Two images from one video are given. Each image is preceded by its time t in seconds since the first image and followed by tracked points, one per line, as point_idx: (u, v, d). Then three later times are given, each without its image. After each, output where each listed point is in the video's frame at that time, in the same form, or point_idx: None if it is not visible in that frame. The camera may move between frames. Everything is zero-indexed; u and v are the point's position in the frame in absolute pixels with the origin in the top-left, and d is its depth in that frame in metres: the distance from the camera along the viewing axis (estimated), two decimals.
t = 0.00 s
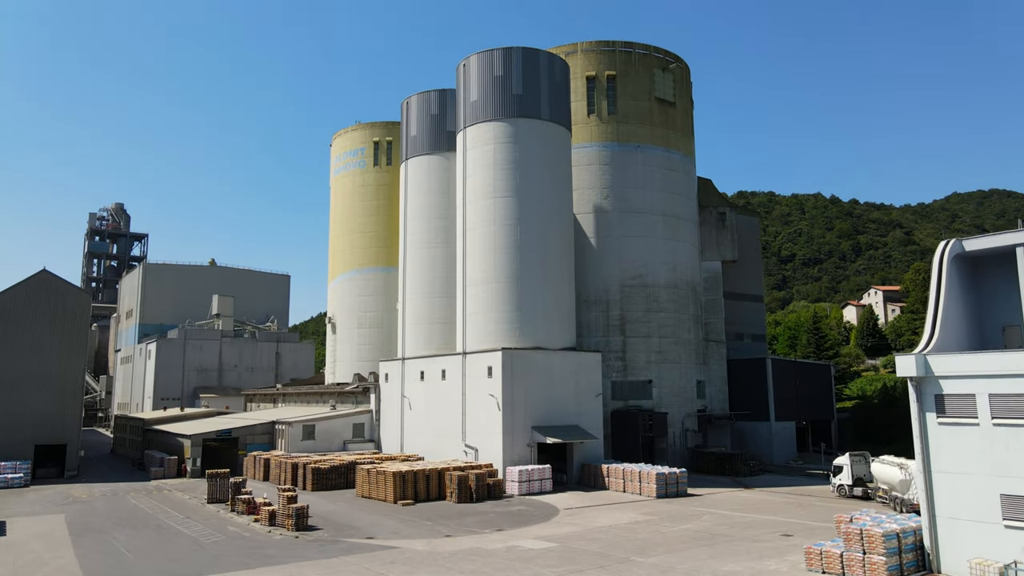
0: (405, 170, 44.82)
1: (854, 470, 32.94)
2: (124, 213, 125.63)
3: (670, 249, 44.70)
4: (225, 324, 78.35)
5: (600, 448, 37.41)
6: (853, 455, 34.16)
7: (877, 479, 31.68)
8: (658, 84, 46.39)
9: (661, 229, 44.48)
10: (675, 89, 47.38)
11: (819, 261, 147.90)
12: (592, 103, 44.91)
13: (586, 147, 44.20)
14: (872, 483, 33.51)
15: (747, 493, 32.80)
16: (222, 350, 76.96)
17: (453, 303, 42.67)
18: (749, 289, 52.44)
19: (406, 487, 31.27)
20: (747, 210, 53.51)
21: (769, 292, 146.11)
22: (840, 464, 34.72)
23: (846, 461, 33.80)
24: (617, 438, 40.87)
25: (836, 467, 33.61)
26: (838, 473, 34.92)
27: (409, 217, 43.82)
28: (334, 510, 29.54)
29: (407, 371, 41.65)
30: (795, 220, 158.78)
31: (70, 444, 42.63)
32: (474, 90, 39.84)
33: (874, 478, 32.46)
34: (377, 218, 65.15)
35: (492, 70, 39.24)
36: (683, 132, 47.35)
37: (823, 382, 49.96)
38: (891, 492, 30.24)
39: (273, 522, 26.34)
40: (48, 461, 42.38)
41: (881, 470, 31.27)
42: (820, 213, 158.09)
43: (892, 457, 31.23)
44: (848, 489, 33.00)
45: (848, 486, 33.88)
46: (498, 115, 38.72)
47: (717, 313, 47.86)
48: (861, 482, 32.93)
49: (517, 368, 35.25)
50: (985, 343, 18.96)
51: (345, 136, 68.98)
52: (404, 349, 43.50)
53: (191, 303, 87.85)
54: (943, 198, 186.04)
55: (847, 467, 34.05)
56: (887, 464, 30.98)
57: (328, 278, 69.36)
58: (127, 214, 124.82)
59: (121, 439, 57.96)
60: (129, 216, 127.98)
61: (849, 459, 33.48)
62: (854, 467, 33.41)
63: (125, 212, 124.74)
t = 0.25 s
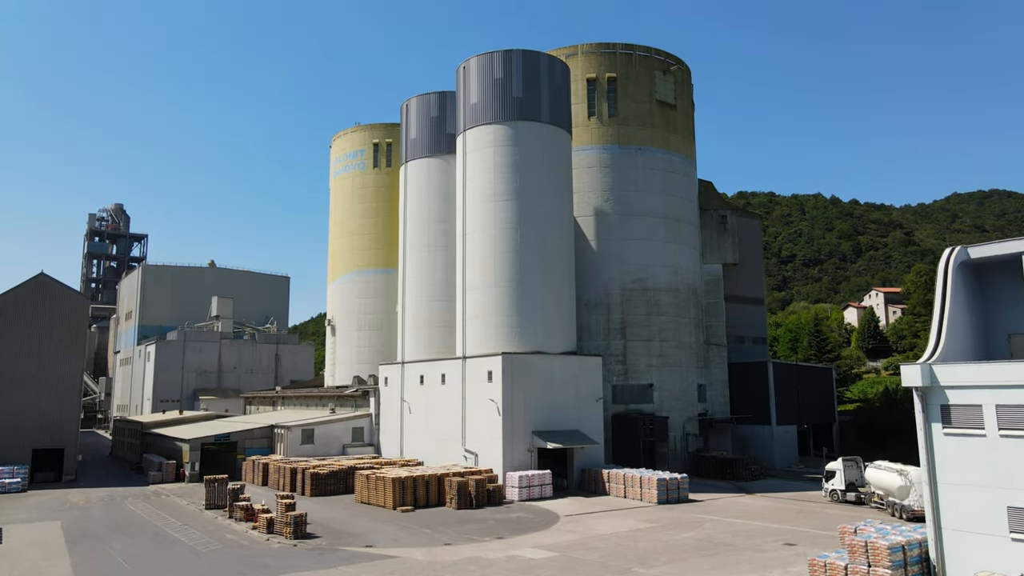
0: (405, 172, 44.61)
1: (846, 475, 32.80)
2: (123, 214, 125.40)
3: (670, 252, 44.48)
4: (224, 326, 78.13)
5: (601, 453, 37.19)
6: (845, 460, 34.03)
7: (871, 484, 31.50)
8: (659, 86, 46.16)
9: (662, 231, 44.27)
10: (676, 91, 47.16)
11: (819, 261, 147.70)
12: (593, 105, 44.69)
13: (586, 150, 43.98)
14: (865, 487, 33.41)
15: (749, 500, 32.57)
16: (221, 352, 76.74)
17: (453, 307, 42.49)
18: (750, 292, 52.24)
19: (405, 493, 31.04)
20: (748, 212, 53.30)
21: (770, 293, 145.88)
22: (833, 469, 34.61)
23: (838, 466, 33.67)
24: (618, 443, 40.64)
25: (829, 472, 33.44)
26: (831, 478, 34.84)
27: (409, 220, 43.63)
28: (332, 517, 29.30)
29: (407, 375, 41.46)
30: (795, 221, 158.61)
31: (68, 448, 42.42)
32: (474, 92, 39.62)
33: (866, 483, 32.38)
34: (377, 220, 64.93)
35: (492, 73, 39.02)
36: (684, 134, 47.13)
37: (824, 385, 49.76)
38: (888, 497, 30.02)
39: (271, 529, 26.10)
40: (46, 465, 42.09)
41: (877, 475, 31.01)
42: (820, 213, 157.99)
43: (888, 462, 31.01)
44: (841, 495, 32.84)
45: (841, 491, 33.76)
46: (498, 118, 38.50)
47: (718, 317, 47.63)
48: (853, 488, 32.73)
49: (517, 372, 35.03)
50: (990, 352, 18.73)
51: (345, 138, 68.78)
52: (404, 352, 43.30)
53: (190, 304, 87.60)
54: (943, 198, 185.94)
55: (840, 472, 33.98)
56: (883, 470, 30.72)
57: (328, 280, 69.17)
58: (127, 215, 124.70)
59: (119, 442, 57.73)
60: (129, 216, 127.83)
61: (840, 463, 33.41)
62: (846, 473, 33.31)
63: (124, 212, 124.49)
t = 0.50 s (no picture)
0: (404, 175, 44.43)
1: (839, 479, 32.65)
2: (123, 214, 125.21)
3: (671, 255, 44.30)
4: (224, 328, 77.99)
5: (601, 457, 36.99)
6: (838, 464, 33.88)
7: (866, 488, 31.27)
8: (660, 88, 45.98)
9: (662, 234, 44.09)
10: (677, 93, 46.97)
11: (820, 261, 147.51)
12: (593, 107, 44.51)
13: (587, 152, 43.79)
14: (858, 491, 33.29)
15: (750, 505, 32.39)
16: (220, 353, 76.56)
17: (453, 310, 42.32)
18: (751, 294, 52.06)
19: (405, 499, 30.87)
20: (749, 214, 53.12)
21: (770, 293, 145.69)
22: (825, 474, 34.53)
23: (832, 470, 33.54)
24: (618, 447, 40.42)
25: (822, 477, 33.27)
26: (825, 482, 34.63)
27: (409, 223, 43.46)
28: (331, 523, 29.13)
29: (406, 378, 41.27)
30: (796, 221, 158.49)
31: (66, 452, 42.22)
32: (474, 95, 39.44)
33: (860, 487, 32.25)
34: (376, 222, 64.75)
35: (492, 75, 38.83)
36: (685, 136, 46.94)
37: (825, 388, 49.60)
38: (884, 502, 29.82)
39: (270, 536, 25.94)
40: (43, 469, 41.85)
41: (873, 479, 30.72)
42: (820, 214, 157.87)
43: (885, 466, 30.70)
44: (834, 499, 32.69)
45: (834, 495, 33.64)
46: (498, 121, 38.32)
47: (719, 319, 47.45)
48: (847, 492, 32.56)
49: (518, 376, 34.85)
50: (996, 360, 18.51)
51: (344, 139, 68.62)
52: (403, 356, 43.11)
53: (189, 306, 87.42)
54: (944, 199, 185.82)
55: (834, 477, 33.82)
56: (879, 474, 30.41)
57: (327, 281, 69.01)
58: (127, 215, 124.60)
59: (118, 444, 57.56)
60: (129, 217, 127.69)
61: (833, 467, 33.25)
62: (839, 477, 33.17)
63: (124, 213, 124.33)
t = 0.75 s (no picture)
0: (404, 177, 44.23)
1: (832, 484, 32.52)
2: (123, 215, 125.02)
3: (672, 258, 44.10)
4: (223, 329, 77.79)
5: (601, 462, 36.78)
6: (831, 469, 33.75)
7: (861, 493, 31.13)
8: (660, 90, 45.78)
9: (663, 237, 43.88)
10: (678, 95, 46.78)
11: (820, 262, 147.28)
12: (594, 109, 44.32)
13: (587, 154, 43.59)
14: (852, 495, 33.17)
15: (752, 510, 32.17)
16: (220, 355, 76.33)
17: (453, 313, 42.13)
18: (752, 297, 51.85)
19: (404, 504, 30.65)
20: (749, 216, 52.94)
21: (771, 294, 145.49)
22: (819, 478, 34.39)
23: (825, 475, 33.42)
24: (619, 451, 40.17)
25: (815, 482, 33.14)
26: (818, 487, 34.39)
27: (408, 225, 43.26)
28: (330, 528, 28.93)
29: (406, 382, 41.06)
30: (796, 222, 158.36)
31: (64, 455, 42.00)
32: (474, 97, 39.24)
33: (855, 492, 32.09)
34: (376, 224, 64.54)
35: (492, 77, 38.66)
36: (685, 139, 46.75)
37: (827, 391, 49.37)
38: (882, 507, 29.64)
39: (268, 543, 25.74)
40: (42, 473, 41.70)
41: (870, 484, 30.55)
42: (820, 215, 157.71)
43: (881, 471, 30.55)
44: (828, 504, 32.49)
45: (828, 500, 33.50)
46: (498, 123, 38.13)
47: (720, 322, 47.24)
48: (841, 496, 32.41)
49: (517, 380, 34.65)
50: (1000, 369, 18.31)
51: (343, 140, 68.44)
52: (403, 359, 42.91)
53: (189, 307, 87.19)
54: (944, 200, 185.68)
55: (827, 481, 33.65)
56: (877, 479, 30.22)
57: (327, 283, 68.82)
58: (126, 216, 124.46)
59: (117, 447, 57.36)
60: (129, 218, 127.51)
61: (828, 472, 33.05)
62: (833, 481, 33.01)
63: (123, 214, 124.15)
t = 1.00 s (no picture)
0: (404, 180, 44.05)
1: (825, 488, 32.34)
2: (123, 215, 124.82)
3: (673, 261, 43.91)
4: (223, 331, 77.58)
5: (602, 466, 36.58)
6: (825, 473, 33.56)
7: (855, 497, 30.94)
8: (661, 92, 45.60)
9: (663, 240, 43.69)
10: (679, 97, 46.59)
11: (821, 262, 147.06)
12: (594, 111, 44.13)
13: (588, 156, 43.41)
14: (845, 500, 32.99)
15: (753, 516, 31.96)
16: (219, 357, 76.13)
17: (453, 316, 41.94)
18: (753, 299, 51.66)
19: (403, 510, 30.45)
20: (750, 218, 52.76)
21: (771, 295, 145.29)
22: (812, 482, 34.20)
23: (818, 479, 33.23)
24: (619, 455, 39.95)
25: (809, 486, 32.93)
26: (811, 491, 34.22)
27: (408, 228, 43.08)
28: (329, 534, 28.72)
29: (406, 385, 40.86)
30: (796, 223, 158.20)
31: (62, 459, 41.78)
32: (474, 99, 39.06)
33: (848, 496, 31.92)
34: (376, 225, 64.34)
35: (492, 79, 38.51)
36: (686, 140, 46.56)
37: (828, 393, 49.15)
38: (877, 511, 29.43)
39: (266, 550, 25.56)
40: (40, 477, 41.53)
41: (865, 488, 30.32)
42: (821, 215, 157.50)
43: (877, 475, 30.32)
44: (821, 508, 32.35)
45: (821, 504, 33.32)
46: (498, 126, 37.94)
47: (721, 325, 47.04)
48: (834, 501, 32.27)
49: (518, 384, 34.45)
50: (1005, 377, 18.14)
51: (343, 142, 68.25)
52: (402, 362, 42.72)
53: (188, 309, 87.00)
54: (944, 200, 185.48)
55: (821, 485, 33.49)
56: (872, 484, 29.98)
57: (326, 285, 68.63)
58: (126, 217, 124.34)
59: (116, 450, 57.18)
60: (128, 219, 127.35)
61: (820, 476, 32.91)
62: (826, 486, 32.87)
63: (123, 214, 123.99)
